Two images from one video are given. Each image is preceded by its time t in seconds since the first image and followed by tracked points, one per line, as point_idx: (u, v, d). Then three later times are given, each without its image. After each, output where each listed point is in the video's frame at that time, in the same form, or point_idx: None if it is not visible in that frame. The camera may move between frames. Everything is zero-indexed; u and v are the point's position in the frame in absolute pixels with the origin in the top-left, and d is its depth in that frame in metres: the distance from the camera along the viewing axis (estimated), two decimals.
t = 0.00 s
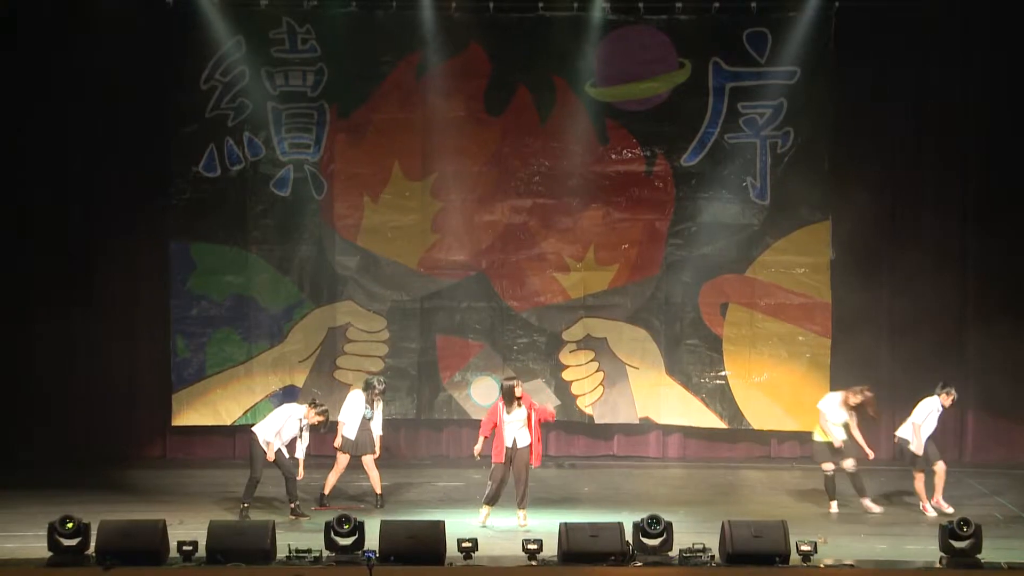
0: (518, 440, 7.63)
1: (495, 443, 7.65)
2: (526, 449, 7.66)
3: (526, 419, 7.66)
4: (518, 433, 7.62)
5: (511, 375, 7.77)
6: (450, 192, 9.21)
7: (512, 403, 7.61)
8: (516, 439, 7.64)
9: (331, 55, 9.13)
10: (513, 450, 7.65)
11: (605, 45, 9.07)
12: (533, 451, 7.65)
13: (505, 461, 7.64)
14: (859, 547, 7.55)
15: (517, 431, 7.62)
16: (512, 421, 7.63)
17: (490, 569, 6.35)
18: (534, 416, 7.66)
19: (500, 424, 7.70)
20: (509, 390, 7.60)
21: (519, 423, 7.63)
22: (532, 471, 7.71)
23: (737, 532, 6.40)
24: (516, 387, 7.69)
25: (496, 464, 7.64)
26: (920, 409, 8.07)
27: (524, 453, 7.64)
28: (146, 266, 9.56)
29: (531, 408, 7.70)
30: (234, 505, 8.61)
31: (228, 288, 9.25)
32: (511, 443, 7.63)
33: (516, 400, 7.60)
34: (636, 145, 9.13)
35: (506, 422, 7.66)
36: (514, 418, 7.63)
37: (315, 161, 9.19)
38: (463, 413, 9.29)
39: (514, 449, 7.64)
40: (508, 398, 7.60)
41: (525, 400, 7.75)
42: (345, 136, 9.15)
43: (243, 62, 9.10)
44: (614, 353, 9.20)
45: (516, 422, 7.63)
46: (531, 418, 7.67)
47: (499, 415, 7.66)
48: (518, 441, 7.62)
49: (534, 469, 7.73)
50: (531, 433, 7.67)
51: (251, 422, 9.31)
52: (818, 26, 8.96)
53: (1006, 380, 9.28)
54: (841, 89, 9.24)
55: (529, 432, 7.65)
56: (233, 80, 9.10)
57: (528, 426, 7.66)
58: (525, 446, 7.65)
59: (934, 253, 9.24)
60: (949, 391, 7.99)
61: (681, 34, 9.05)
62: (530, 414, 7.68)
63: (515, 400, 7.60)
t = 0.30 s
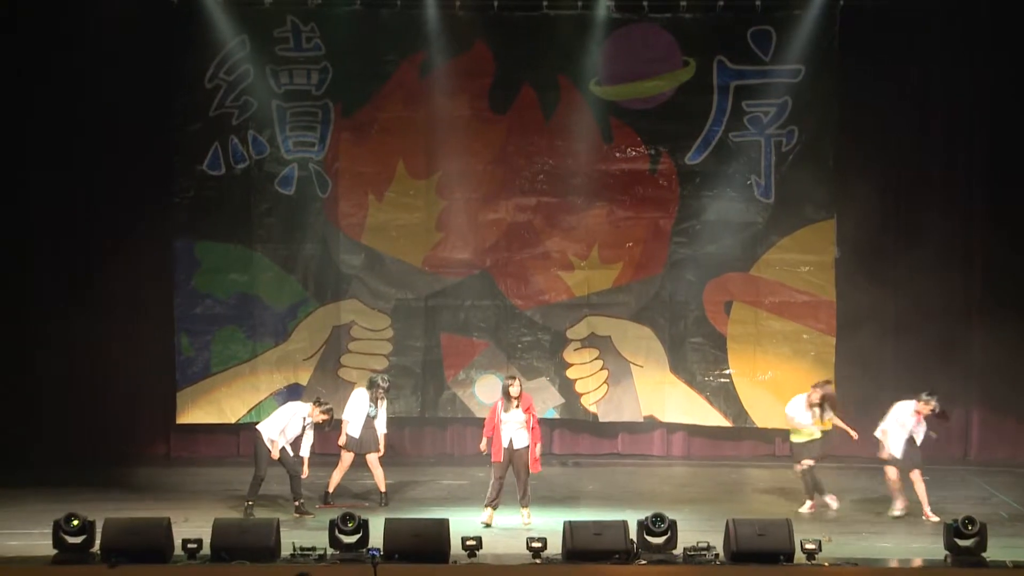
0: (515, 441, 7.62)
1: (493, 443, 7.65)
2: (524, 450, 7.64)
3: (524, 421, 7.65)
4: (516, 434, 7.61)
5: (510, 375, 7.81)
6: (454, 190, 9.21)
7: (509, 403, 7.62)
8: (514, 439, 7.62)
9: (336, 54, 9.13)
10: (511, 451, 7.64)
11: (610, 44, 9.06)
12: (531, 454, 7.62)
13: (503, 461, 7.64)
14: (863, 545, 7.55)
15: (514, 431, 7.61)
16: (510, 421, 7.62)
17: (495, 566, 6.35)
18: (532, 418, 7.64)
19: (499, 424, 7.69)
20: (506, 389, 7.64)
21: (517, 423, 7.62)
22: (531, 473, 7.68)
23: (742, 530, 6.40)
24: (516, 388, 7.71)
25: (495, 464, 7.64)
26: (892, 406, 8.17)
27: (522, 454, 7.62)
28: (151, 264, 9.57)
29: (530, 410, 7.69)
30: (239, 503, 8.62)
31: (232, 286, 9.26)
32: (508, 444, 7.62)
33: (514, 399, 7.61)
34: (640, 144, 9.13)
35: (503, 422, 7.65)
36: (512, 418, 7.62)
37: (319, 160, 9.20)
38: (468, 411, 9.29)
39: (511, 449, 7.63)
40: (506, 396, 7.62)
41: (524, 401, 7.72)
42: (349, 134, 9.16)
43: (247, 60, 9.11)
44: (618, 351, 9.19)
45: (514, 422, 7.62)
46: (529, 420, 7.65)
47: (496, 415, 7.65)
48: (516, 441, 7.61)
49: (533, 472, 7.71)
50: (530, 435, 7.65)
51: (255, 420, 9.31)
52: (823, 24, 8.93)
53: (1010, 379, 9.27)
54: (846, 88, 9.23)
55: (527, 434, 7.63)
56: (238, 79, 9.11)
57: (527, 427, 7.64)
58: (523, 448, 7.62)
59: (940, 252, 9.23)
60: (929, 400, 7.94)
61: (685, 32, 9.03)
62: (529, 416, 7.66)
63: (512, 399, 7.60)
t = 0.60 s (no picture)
0: (512, 436, 7.62)
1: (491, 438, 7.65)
2: (521, 445, 7.64)
3: (522, 417, 7.66)
4: (513, 430, 7.62)
5: (512, 370, 7.81)
6: (464, 184, 9.21)
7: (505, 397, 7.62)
8: (511, 434, 7.62)
9: (346, 48, 9.13)
10: (509, 446, 7.65)
11: (620, 38, 9.05)
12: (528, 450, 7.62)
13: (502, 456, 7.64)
14: (874, 539, 7.55)
15: (512, 427, 7.62)
16: (508, 417, 7.63)
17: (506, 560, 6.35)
18: (530, 414, 7.65)
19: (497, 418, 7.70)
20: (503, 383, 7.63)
21: (514, 419, 7.63)
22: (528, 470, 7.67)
23: (752, 524, 6.41)
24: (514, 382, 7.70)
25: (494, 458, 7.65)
26: (865, 397, 8.08)
27: (518, 450, 7.62)
28: (162, 258, 9.59)
29: (529, 406, 7.68)
30: (250, 497, 8.63)
31: (243, 280, 9.28)
32: (505, 439, 7.62)
33: (513, 394, 7.62)
34: (650, 138, 9.12)
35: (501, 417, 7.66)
36: (511, 413, 7.63)
37: (330, 154, 9.21)
38: (478, 405, 9.30)
39: (509, 445, 7.63)
40: (505, 391, 7.64)
41: (523, 396, 7.69)
42: (359, 128, 9.16)
43: (258, 55, 9.11)
44: (629, 345, 9.19)
45: (511, 416, 7.63)
46: (527, 416, 7.65)
47: (494, 410, 7.66)
48: (513, 437, 7.62)
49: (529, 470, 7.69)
50: (527, 430, 7.65)
51: (266, 414, 9.33)
52: (834, 17, 8.90)
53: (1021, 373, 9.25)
54: (857, 82, 9.21)
55: (524, 430, 7.62)
56: (248, 73, 9.12)
57: (524, 423, 7.64)
58: (520, 444, 7.63)
59: (951, 246, 9.21)
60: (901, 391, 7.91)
61: (696, 26, 9.02)
62: (527, 413, 7.66)
63: (511, 394, 7.62)
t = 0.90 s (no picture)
0: (519, 429, 7.57)
1: (497, 431, 7.61)
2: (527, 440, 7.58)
3: (528, 410, 7.61)
4: (520, 422, 7.58)
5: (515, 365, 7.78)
6: (474, 179, 9.21)
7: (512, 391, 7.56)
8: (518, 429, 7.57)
9: (355, 42, 9.12)
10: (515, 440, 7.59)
11: (629, 32, 9.04)
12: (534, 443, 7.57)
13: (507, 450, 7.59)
14: (883, 533, 7.54)
15: (519, 419, 7.58)
16: (514, 409, 7.59)
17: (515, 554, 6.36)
18: (536, 407, 7.63)
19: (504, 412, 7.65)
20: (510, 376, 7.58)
21: (521, 411, 7.58)
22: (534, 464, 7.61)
23: (761, 519, 6.40)
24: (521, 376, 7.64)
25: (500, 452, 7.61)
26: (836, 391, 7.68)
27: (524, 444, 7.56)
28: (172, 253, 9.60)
29: (534, 399, 7.65)
30: (259, 491, 8.63)
31: (253, 275, 9.28)
32: (512, 432, 7.56)
33: (518, 386, 7.59)
34: (660, 132, 9.11)
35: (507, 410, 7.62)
36: (517, 406, 7.58)
37: (339, 149, 9.20)
38: (487, 400, 9.30)
39: (516, 438, 7.57)
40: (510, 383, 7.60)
41: (528, 390, 7.65)
42: (369, 123, 9.16)
43: (267, 49, 9.11)
44: (638, 339, 9.19)
45: (519, 410, 7.57)
46: (532, 409, 7.61)
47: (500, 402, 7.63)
48: (519, 430, 7.57)
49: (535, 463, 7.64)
50: (533, 424, 7.59)
51: (275, 408, 9.33)
52: (844, 11, 8.89)
53: None
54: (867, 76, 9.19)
55: (531, 422, 7.58)
56: (257, 67, 9.12)
57: (530, 416, 7.60)
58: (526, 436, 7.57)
59: (960, 240, 9.21)
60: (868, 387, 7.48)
61: (706, 20, 9.01)
62: (533, 405, 7.63)
63: (517, 386, 7.58)
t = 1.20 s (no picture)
0: (529, 429, 7.55)
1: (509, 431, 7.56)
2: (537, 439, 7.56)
3: (539, 410, 7.59)
4: (531, 422, 7.56)
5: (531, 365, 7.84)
6: (479, 176, 9.21)
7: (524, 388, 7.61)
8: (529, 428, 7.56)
9: (361, 40, 9.13)
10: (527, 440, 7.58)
11: (635, 30, 9.04)
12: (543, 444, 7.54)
13: (520, 448, 7.58)
14: (889, 532, 7.54)
15: (530, 419, 7.56)
16: (525, 408, 7.59)
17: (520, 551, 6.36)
18: (547, 407, 7.59)
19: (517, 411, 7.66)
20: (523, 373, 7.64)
21: (531, 410, 7.58)
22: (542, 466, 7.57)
23: (766, 517, 6.41)
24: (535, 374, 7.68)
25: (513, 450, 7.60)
26: (795, 395, 7.58)
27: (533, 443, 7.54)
28: (178, 251, 9.61)
29: (546, 399, 7.64)
30: (264, 489, 8.64)
31: (258, 273, 9.29)
32: (523, 432, 7.55)
33: (530, 385, 7.62)
34: (665, 130, 9.12)
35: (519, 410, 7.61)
36: (528, 405, 7.60)
37: (344, 146, 9.21)
38: (492, 397, 9.30)
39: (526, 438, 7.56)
40: (523, 382, 7.64)
41: (541, 389, 7.67)
42: (374, 120, 9.17)
43: (273, 47, 9.12)
44: (643, 337, 9.19)
45: (530, 408, 7.58)
46: (543, 409, 7.59)
47: (512, 401, 7.62)
48: (529, 429, 7.55)
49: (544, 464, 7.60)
50: (544, 423, 7.57)
51: (281, 405, 9.33)
52: (850, 9, 8.90)
53: None
54: (873, 74, 9.19)
55: (540, 421, 7.56)
56: (263, 65, 9.13)
57: (540, 415, 7.57)
58: (535, 437, 7.55)
59: (965, 239, 9.21)
60: (827, 389, 7.40)
61: (711, 18, 9.01)
62: (544, 405, 7.61)
63: (529, 385, 7.61)
